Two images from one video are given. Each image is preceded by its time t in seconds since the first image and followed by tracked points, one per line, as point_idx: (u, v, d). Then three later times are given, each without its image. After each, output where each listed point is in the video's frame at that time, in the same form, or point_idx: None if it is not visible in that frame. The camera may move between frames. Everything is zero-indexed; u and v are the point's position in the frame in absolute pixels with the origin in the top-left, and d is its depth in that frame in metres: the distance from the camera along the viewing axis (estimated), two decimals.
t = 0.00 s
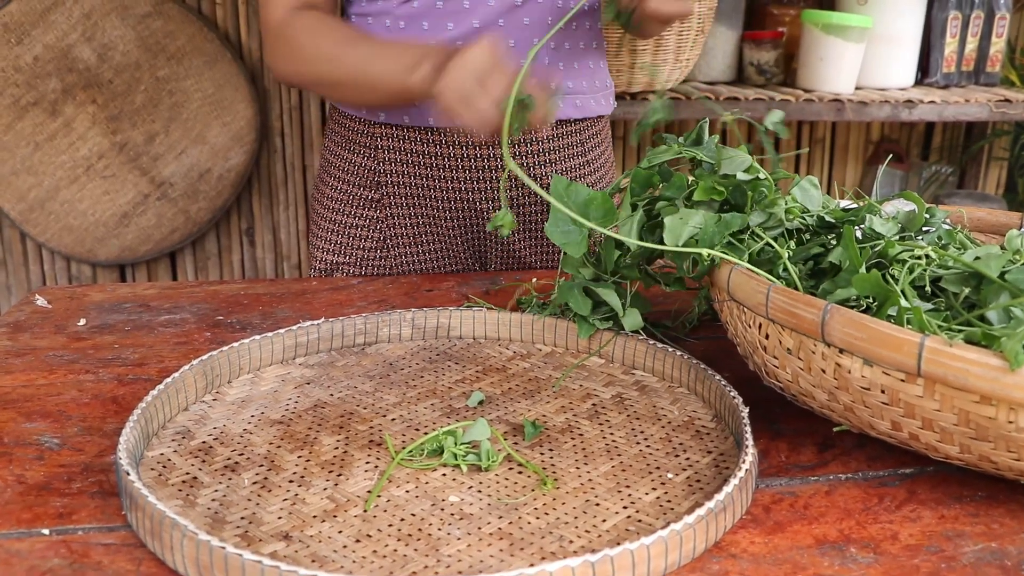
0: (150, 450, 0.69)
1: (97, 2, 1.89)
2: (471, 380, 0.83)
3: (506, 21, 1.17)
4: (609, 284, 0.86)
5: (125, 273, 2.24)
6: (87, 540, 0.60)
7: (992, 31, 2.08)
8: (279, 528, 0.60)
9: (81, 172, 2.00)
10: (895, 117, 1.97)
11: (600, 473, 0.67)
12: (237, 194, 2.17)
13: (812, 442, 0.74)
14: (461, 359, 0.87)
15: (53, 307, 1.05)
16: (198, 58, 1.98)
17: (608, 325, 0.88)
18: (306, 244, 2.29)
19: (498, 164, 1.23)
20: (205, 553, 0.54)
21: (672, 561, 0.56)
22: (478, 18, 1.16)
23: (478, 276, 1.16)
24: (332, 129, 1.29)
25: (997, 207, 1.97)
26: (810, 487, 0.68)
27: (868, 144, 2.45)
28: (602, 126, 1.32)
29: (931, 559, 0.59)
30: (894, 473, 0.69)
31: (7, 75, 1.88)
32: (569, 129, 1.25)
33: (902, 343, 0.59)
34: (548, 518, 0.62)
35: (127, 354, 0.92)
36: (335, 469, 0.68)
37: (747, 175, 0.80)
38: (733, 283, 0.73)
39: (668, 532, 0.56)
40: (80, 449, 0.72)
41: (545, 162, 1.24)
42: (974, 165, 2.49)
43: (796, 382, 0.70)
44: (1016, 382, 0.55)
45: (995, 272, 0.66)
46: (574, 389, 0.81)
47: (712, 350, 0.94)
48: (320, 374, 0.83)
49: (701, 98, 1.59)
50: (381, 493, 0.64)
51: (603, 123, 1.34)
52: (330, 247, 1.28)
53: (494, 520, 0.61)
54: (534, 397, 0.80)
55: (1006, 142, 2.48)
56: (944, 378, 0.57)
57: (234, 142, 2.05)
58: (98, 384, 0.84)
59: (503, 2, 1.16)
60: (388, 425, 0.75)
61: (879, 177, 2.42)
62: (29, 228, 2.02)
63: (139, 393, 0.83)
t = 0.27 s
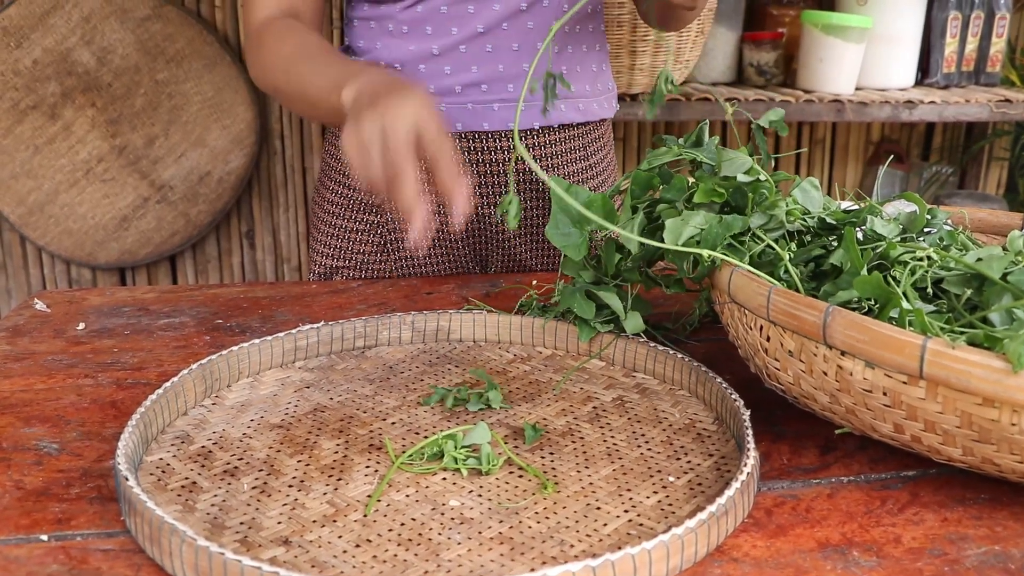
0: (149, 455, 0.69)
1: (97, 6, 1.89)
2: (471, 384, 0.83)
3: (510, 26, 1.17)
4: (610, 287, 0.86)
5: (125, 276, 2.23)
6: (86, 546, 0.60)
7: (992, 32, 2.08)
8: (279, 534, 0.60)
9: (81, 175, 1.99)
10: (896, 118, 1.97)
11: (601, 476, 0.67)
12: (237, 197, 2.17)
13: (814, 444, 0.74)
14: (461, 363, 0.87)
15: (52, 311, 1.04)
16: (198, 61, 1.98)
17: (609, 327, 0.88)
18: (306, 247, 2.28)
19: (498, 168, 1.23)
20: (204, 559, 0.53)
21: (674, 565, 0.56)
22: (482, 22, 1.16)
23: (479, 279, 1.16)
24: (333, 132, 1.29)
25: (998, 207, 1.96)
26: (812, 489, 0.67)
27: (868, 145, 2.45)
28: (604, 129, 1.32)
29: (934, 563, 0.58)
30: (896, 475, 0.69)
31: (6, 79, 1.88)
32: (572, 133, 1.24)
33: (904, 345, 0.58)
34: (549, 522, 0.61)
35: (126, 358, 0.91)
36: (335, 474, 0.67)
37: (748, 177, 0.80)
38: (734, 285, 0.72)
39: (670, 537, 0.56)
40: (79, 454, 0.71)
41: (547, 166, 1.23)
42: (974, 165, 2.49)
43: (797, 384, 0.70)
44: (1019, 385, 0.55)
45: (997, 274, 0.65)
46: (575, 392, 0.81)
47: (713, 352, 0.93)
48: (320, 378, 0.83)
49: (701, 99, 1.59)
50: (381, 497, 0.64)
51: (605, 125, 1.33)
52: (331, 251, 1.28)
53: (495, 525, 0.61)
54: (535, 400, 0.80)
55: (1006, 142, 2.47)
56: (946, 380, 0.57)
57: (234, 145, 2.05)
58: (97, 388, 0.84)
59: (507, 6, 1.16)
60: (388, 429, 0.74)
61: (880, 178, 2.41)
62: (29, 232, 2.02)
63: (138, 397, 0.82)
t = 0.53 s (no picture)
0: (154, 457, 0.69)
1: (102, 7, 1.90)
2: (477, 386, 0.83)
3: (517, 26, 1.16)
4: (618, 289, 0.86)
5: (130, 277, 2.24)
6: (91, 548, 0.60)
7: (998, 33, 2.07)
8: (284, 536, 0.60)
9: (86, 176, 2.00)
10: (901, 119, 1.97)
11: (607, 479, 0.67)
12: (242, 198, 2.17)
13: (821, 447, 0.74)
14: (467, 365, 0.87)
15: (58, 312, 1.05)
16: (203, 62, 1.98)
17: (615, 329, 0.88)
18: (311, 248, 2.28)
19: (503, 170, 1.22)
20: (210, 561, 0.53)
21: (681, 569, 0.56)
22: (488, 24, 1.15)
23: (484, 281, 1.16)
24: (338, 135, 1.29)
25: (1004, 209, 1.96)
26: (819, 493, 0.67)
27: (874, 146, 2.44)
28: (610, 131, 1.31)
29: (942, 567, 0.58)
30: (904, 479, 0.69)
31: (12, 80, 1.89)
32: (576, 134, 1.24)
33: (911, 348, 0.58)
34: (555, 525, 0.61)
35: (131, 359, 0.91)
36: (341, 476, 0.67)
37: (751, 178, 0.80)
38: (740, 286, 0.72)
39: (676, 540, 0.55)
40: (85, 456, 0.71)
41: (553, 168, 1.23)
42: (980, 167, 2.48)
43: (804, 387, 0.69)
44: None
45: (1005, 276, 0.65)
46: (581, 394, 0.81)
47: (719, 354, 0.93)
48: (326, 380, 0.83)
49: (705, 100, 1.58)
50: (387, 500, 0.64)
51: (610, 127, 1.33)
52: (336, 253, 1.28)
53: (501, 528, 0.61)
54: (541, 403, 0.80)
55: (1012, 144, 2.47)
56: (955, 384, 0.57)
57: (238, 146, 2.05)
58: (103, 390, 0.84)
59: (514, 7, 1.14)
60: (394, 431, 0.74)
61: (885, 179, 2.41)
62: (34, 232, 2.03)
63: (143, 398, 0.82)
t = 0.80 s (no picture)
0: (157, 456, 0.69)
1: (105, 7, 1.90)
2: (479, 385, 0.83)
3: (518, 22, 1.17)
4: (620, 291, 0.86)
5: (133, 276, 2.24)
6: (94, 546, 0.60)
7: (1001, 34, 2.07)
8: (287, 535, 0.60)
9: (89, 176, 2.00)
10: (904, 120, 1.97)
11: (609, 479, 0.67)
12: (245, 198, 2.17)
13: (823, 448, 0.74)
14: (469, 365, 0.87)
15: (61, 312, 1.05)
16: (205, 62, 1.98)
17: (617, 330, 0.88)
18: (313, 248, 2.28)
19: (505, 169, 1.22)
20: (212, 560, 0.53)
21: (683, 568, 0.56)
22: (489, 20, 1.16)
23: (487, 281, 1.16)
24: (340, 134, 1.29)
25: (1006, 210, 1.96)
26: (821, 493, 0.67)
27: (877, 147, 2.44)
28: (611, 130, 1.31)
29: (944, 567, 0.58)
30: (906, 480, 0.69)
31: (16, 80, 1.90)
32: (577, 133, 1.24)
33: (914, 348, 0.58)
34: (557, 525, 0.61)
35: (134, 358, 0.92)
36: (343, 475, 0.67)
37: (757, 182, 0.80)
38: (745, 286, 0.72)
39: (678, 540, 0.55)
40: (87, 455, 0.71)
41: (554, 167, 1.23)
42: (983, 168, 2.48)
43: (806, 388, 0.69)
44: None
45: (1008, 278, 0.65)
46: (584, 394, 0.81)
47: (721, 354, 0.93)
48: (328, 379, 0.83)
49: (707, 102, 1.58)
50: (389, 499, 0.64)
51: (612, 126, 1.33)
52: (338, 252, 1.28)
53: (503, 527, 0.61)
54: (543, 403, 0.80)
55: (1015, 145, 2.47)
56: (957, 384, 0.57)
57: (241, 146, 2.05)
58: (105, 389, 0.84)
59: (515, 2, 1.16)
60: (396, 430, 0.74)
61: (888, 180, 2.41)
62: (37, 232, 2.04)
63: (146, 398, 0.83)
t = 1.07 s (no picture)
0: (157, 455, 0.69)
1: (105, 8, 1.90)
2: (479, 384, 0.83)
3: (514, 21, 1.17)
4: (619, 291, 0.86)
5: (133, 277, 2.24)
6: (94, 545, 0.60)
7: (1000, 33, 2.07)
8: (287, 534, 0.60)
9: (89, 177, 2.01)
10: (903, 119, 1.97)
11: (608, 477, 0.67)
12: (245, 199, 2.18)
13: (821, 445, 0.74)
14: (468, 364, 0.87)
15: (61, 312, 1.05)
16: (205, 63, 1.98)
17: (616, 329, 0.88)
18: (313, 248, 2.29)
19: (503, 167, 1.22)
20: (213, 558, 0.54)
21: (681, 566, 0.56)
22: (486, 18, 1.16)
23: (486, 280, 1.16)
24: (340, 133, 1.29)
25: (1005, 210, 1.96)
26: (819, 491, 0.67)
27: (876, 147, 2.44)
28: (610, 129, 1.32)
29: (942, 564, 0.58)
30: (904, 477, 0.69)
31: (15, 81, 1.90)
32: (575, 131, 1.24)
33: (911, 346, 0.58)
34: (556, 522, 0.61)
35: (134, 358, 0.92)
36: (342, 474, 0.68)
37: (755, 181, 0.80)
38: (744, 285, 0.72)
39: (676, 537, 0.56)
40: (87, 455, 0.72)
41: (552, 166, 1.23)
42: (982, 167, 2.48)
43: (805, 387, 0.69)
44: None
45: (1005, 276, 0.65)
46: (583, 393, 0.81)
47: (720, 353, 0.93)
48: (327, 379, 0.83)
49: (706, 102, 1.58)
50: (389, 497, 0.64)
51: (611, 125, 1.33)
52: (338, 251, 1.28)
53: (502, 525, 0.61)
54: (543, 402, 0.80)
55: (1015, 145, 2.47)
56: (954, 382, 0.57)
57: (241, 147, 2.05)
58: (105, 389, 0.84)
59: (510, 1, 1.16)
60: (396, 429, 0.74)
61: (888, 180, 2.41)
62: (37, 233, 2.04)
63: (146, 398, 0.83)
